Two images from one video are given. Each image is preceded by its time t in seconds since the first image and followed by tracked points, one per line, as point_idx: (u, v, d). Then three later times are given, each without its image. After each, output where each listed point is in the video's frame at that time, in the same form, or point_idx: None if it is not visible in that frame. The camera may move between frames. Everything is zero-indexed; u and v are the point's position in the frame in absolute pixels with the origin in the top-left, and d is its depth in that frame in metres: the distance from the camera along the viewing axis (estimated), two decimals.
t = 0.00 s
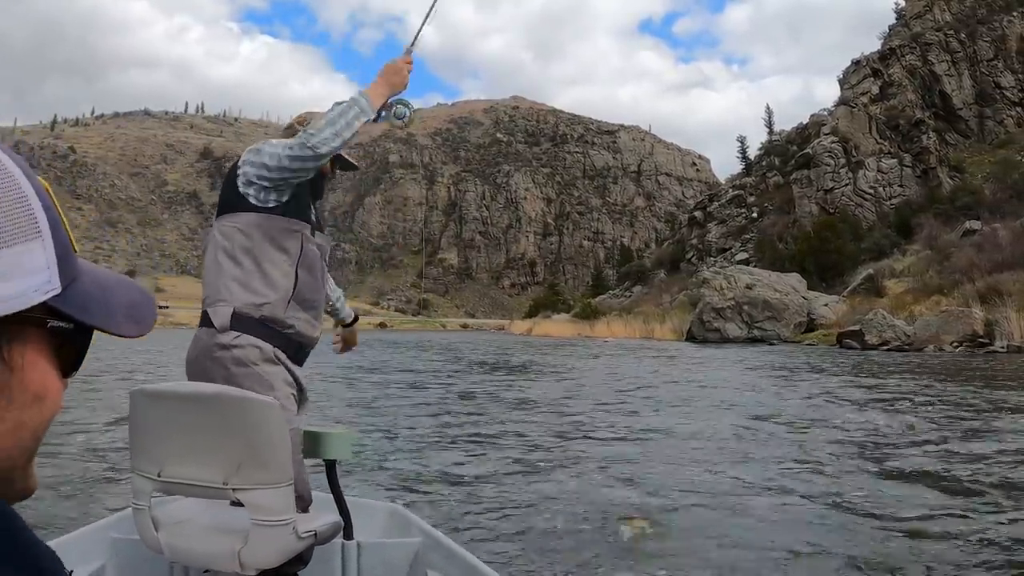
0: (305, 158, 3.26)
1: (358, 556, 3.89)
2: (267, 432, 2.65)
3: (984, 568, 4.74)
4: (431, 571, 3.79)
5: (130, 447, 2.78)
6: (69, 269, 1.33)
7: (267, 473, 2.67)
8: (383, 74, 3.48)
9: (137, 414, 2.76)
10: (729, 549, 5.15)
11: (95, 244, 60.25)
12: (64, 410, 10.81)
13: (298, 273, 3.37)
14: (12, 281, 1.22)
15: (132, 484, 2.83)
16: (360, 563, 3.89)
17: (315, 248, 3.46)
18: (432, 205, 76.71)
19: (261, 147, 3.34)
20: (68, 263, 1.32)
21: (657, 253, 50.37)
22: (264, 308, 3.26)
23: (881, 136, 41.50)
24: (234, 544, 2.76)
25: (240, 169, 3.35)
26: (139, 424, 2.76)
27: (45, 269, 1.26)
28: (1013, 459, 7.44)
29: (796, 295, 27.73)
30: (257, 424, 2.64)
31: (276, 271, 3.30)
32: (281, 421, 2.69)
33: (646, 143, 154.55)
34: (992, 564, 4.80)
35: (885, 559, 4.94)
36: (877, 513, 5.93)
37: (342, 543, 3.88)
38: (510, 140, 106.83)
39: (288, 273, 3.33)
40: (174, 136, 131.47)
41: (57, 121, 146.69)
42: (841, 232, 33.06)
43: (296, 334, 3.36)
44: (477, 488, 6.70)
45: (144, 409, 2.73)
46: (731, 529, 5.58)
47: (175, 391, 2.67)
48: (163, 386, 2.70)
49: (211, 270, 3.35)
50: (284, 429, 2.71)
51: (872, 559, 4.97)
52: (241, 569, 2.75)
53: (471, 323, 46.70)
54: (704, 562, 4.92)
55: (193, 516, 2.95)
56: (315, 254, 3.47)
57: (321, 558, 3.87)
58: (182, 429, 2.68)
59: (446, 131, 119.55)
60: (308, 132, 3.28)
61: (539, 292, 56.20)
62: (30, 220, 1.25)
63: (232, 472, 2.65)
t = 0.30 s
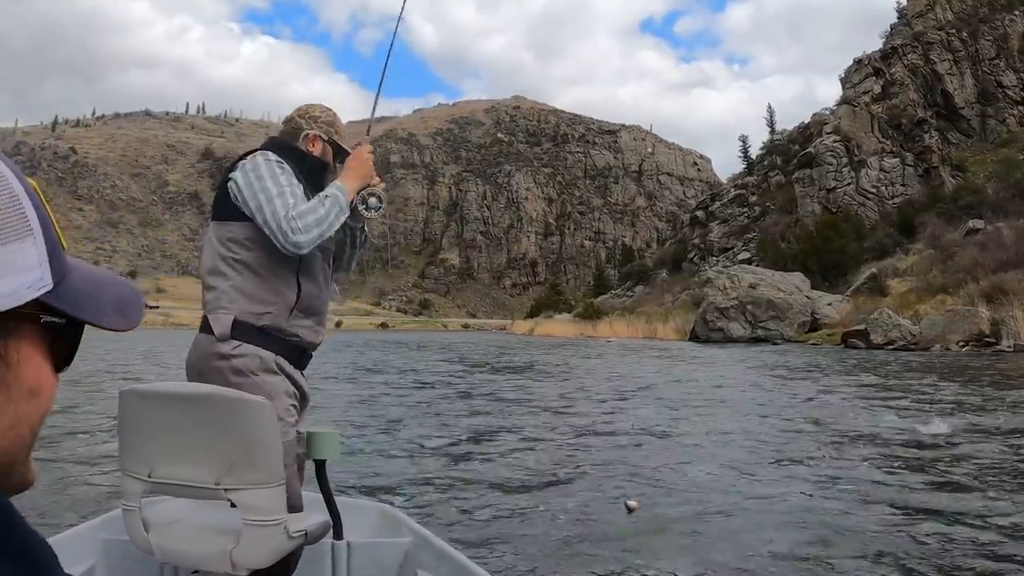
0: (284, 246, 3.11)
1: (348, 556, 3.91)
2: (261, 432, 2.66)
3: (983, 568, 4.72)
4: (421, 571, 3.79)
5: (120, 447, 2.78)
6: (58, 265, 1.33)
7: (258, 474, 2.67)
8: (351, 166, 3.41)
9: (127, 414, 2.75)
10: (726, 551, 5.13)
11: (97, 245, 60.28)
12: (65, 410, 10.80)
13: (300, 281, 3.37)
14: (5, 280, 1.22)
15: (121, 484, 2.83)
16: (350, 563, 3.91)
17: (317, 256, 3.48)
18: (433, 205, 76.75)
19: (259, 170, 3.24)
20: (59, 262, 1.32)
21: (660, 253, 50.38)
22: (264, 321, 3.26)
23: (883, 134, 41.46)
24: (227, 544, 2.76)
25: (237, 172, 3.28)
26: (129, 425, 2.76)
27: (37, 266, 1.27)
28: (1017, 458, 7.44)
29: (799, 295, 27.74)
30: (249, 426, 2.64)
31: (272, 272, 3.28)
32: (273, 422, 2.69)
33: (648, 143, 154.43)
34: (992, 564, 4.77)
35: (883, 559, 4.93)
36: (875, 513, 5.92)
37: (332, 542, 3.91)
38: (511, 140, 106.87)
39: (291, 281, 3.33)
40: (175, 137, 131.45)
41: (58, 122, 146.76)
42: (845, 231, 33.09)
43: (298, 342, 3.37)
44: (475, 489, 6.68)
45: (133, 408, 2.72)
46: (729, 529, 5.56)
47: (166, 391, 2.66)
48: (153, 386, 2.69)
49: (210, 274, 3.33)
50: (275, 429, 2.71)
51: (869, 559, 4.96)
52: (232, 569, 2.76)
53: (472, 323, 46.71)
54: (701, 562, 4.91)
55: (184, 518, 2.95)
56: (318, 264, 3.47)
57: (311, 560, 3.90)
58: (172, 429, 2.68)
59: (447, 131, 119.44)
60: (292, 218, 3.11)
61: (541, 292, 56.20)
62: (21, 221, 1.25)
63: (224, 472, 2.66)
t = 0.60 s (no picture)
0: (273, 240, 3.08)
1: (346, 555, 3.92)
2: (260, 428, 2.67)
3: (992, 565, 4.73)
4: (418, 570, 3.80)
5: (117, 445, 2.81)
6: (89, 274, 1.37)
7: (258, 471, 2.69)
8: (342, 171, 3.37)
9: (125, 412, 2.77)
10: (734, 549, 5.14)
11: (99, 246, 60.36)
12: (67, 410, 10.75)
13: (286, 282, 3.34)
14: (34, 285, 1.24)
15: (120, 481, 2.86)
16: (347, 562, 3.92)
17: (309, 256, 3.47)
18: (435, 205, 76.72)
19: (254, 162, 3.22)
20: (90, 273, 1.37)
21: (662, 252, 50.36)
22: (249, 322, 3.28)
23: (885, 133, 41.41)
24: (226, 541, 2.75)
25: (230, 164, 3.26)
26: (126, 424, 2.79)
27: (68, 274, 1.29)
28: None
29: (804, 293, 27.70)
30: (250, 422, 2.65)
31: (254, 272, 3.27)
32: (273, 419, 2.70)
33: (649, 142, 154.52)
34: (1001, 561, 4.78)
35: (890, 556, 4.94)
36: (882, 510, 5.93)
37: (329, 541, 3.92)
38: (513, 139, 106.81)
39: (277, 283, 3.31)
40: (177, 137, 131.53)
41: (60, 123, 146.90)
42: (849, 229, 33.29)
43: (288, 343, 3.37)
44: (481, 488, 6.69)
45: (132, 406, 2.74)
46: (736, 528, 5.56)
47: (164, 388, 2.69)
48: (152, 383, 2.72)
49: (199, 277, 3.34)
50: (276, 425, 2.72)
51: (877, 557, 4.96)
52: (233, 565, 2.76)
53: (474, 323, 46.72)
54: (709, 561, 4.90)
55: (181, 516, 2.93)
56: (310, 265, 3.46)
57: (310, 558, 3.91)
58: (170, 427, 2.71)
59: (449, 131, 119.41)
60: (285, 211, 3.09)
61: (543, 292, 56.16)
62: (54, 229, 1.28)
63: (225, 470, 2.68)
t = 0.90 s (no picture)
0: (277, 232, 3.07)
1: (336, 552, 3.95)
2: (256, 425, 2.68)
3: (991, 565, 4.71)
4: (409, 566, 3.82)
5: (110, 441, 2.80)
6: (89, 250, 1.40)
7: (252, 468, 2.71)
8: (354, 166, 3.36)
9: (119, 408, 2.76)
10: (731, 551, 5.12)
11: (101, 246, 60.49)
12: (67, 410, 10.70)
13: (286, 276, 3.34)
14: (38, 257, 1.26)
15: (111, 477, 2.85)
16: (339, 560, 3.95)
17: (310, 251, 3.45)
18: (436, 204, 76.75)
19: (256, 159, 3.20)
20: (90, 250, 1.39)
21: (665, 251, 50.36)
22: (248, 318, 3.27)
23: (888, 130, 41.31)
24: (218, 538, 2.75)
25: (231, 162, 3.25)
26: (119, 420, 2.77)
27: (66, 249, 1.31)
28: None
29: (808, 291, 27.71)
30: (243, 417, 2.66)
31: (256, 266, 3.27)
32: (267, 416, 2.71)
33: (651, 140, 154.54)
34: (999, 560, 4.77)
35: (888, 555, 4.94)
36: (881, 510, 5.91)
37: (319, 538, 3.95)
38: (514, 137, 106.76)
39: (275, 280, 3.31)
40: (178, 137, 131.66)
41: (61, 124, 147.04)
42: (853, 227, 33.21)
43: (288, 340, 3.37)
44: (484, 487, 6.70)
45: (125, 402, 2.73)
46: (736, 529, 5.54)
47: (159, 384, 2.67)
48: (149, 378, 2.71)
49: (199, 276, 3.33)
50: (269, 421, 2.73)
51: (880, 558, 4.93)
52: (224, 562, 2.76)
53: (476, 322, 46.78)
54: (712, 561, 4.91)
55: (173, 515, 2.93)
56: (309, 261, 3.45)
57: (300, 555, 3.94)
58: (166, 423, 2.71)
59: (450, 130, 119.45)
60: (289, 202, 3.07)
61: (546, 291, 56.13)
62: (56, 200, 1.31)
63: (219, 467, 2.69)
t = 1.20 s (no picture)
0: (293, 219, 3.09)
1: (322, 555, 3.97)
2: (230, 426, 2.67)
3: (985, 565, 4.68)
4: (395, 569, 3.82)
5: (96, 438, 2.81)
6: (42, 233, 1.42)
7: (225, 470, 2.69)
8: (342, 135, 3.36)
9: (105, 404, 2.78)
10: (715, 550, 5.13)
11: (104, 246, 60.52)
12: (70, 413, 10.69)
13: (298, 268, 3.35)
14: None
15: (97, 475, 2.87)
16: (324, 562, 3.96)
17: (318, 243, 3.45)
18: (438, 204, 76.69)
19: (253, 160, 3.22)
20: (42, 232, 1.41)
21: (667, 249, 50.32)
22: (264, 312, 3.27)
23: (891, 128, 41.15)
24: (195, 538, 2.79)
25: (232, 172, 3.27)
26: (106, 415, 2.79)
27: (18, 229, 1.35)
28: None
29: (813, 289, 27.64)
30: (218, 419, 2.65)
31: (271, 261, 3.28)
32: (243, 418, 2.69)
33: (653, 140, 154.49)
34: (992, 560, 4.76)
35: (878, 555, 4.94)
36: (872, 509, 5.92)
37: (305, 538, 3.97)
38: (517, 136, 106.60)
39: (286, 271, 3.31)
40: (180, 138, 131.73)
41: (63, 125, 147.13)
42: (857, 225, 33.07)
43: (301, 335, 3.34)
44: (485, 487, 6.71)
45: (110, 400, 2.75)
46: (725, 528, 5.54)
47: (139, 384, 2.68)
48: (131, 378, 2.71)
49: (213, 270, 3.34)
50: (245, 422, 2.71)
51: (874, 558, 4.93)
52: (199, 563, 2.79)
53: (478, 321, 46.78)
54: (705, 562, 4.91)
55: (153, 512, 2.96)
56: (316, 248, 3.43)
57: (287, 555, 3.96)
58: (147, 422, 2.71)
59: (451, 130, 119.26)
60: (297, 187, 3.09)
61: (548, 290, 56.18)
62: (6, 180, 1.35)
63: (194, 469, 2.68)
